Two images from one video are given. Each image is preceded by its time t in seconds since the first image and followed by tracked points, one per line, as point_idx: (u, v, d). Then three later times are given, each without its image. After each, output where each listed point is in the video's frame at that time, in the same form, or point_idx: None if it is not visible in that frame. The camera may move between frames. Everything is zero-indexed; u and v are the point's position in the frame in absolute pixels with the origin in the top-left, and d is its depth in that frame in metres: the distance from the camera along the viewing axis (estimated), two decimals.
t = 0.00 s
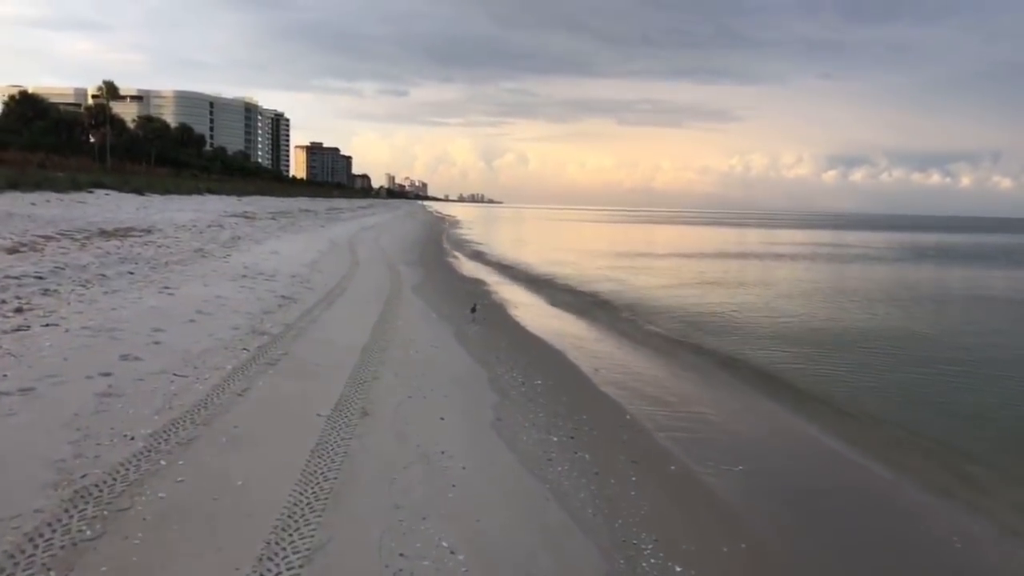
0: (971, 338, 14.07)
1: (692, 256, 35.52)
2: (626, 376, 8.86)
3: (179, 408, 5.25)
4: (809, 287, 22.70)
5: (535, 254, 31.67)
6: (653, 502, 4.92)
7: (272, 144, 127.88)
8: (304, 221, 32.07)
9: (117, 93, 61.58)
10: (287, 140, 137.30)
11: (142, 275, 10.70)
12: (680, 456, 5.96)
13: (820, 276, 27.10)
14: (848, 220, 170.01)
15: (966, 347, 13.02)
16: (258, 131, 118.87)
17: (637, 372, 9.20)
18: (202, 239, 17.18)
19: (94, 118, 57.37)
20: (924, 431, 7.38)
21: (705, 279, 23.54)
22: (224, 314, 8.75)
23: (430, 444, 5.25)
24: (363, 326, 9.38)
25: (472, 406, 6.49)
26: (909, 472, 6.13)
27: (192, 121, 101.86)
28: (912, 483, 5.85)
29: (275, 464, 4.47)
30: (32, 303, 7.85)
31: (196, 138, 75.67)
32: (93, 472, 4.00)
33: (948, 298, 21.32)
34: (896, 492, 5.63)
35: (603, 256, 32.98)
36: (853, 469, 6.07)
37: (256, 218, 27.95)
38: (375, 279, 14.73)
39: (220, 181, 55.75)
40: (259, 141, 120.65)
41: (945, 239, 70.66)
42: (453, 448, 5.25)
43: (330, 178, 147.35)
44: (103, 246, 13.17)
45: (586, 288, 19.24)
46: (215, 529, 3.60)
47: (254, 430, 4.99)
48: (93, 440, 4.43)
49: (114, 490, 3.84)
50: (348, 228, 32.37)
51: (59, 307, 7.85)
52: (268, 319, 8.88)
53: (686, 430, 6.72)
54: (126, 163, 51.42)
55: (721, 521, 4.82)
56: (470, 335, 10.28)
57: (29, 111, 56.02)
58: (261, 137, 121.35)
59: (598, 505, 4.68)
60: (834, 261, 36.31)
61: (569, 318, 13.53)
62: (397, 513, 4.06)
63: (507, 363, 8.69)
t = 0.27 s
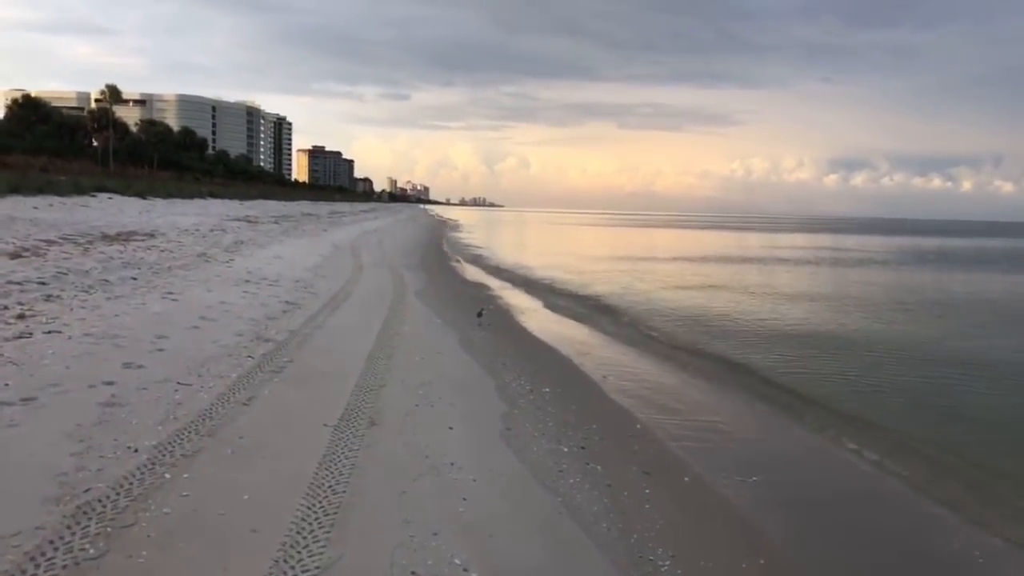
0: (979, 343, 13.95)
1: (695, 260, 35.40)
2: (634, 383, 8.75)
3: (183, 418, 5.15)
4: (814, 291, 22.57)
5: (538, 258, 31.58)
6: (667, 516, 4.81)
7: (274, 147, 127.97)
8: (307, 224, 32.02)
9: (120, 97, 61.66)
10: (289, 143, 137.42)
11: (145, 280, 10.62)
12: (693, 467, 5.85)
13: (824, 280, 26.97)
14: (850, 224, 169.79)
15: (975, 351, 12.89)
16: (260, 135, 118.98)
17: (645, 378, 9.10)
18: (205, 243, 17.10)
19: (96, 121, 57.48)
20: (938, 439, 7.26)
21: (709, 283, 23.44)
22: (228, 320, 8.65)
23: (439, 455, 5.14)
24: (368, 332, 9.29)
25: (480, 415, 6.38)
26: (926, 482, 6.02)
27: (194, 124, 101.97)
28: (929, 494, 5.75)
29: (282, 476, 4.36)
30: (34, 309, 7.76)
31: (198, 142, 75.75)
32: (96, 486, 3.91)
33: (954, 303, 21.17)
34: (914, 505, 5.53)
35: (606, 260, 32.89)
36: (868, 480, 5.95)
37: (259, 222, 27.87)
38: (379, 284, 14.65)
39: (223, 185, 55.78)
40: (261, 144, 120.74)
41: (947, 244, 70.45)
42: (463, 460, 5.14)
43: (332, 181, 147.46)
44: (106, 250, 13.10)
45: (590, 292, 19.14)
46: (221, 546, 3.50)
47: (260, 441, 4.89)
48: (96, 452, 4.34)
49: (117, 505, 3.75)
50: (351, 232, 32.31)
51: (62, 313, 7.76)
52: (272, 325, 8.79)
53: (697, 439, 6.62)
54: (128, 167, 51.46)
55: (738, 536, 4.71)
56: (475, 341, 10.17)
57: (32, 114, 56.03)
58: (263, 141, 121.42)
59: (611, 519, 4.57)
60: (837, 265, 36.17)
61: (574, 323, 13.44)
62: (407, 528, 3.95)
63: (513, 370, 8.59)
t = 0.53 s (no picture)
0: (984, 346, 13.87)
1: (695, 263, 35.30)
2: (639, 388, 8.67)
3: (185, 427, 5.07)
4: (815, 294, 22.48)
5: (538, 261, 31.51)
6: (677, 526, 4.75)
7: (273, 151, 128.02)
8: (307, 228, 31.98)
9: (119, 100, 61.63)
10: (289, 147, 137.48)
11: (145, 286, 10.55)
12: (702, 475, 5.78)
13: (825, 283, 26.90)
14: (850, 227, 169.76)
15: (980, 354, 12.81)
16: (259, 139, 119.01)
17: (649, 382, 9.04)
18: (205, 247, 17.03)
19: (94, 125, 57.45)
20: (947, 443, 7.18)
21: (710, 286, 23.39)
22: (229, 326, 8.58)
23: (445, 464, 5.07)
24: (370, 338, 9.22)
25: (485, 422, 6.32)
26: (937, 488, 5.94)
27: (194, 128, 101.95)
28: (939, 501, 5.69)
29: (286, 487, 4.29)
30: (33, 316, 7.68)
31: (197, 146, 75.73)
32: (96, 499, 3.84)
33: (957, 306, 21.07)
34: (926, 512, 5.46)
35: (606, 262, 32.84)
36: (879, 487, 5.87)
37: (258, 226, 27.77)
38: (379, 288, 14.59)
39: (222, 188, 55.73)
40: (260, 148, 120.72)
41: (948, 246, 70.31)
42: (469, 469, 5.07)
43: (331, 185, 147.58)
44: (106, 255, 13.03)
45: (592, 295, 19.08)
46: (224, 560, 3.43)
47: (263, 451, 4.82)
48: (96, 463, 4.27)
49: (119, 519, 3.68)
50: (351, 235, 32.24)
51: (61, 319, 7.70)
52: (273, 331, 8.73)
53: (704, 445, 6.56)
54: (127, 170, 51.42)
55: (749, 547, 4.64)
56: (478, 346, 10.10)
57: (31, 118, 55.95)
58: (262, 144, 121.37)
59: (621, 531, 4.49)
60: (838, 268, 36.07)
61: (576, 326, 13.38)
62: (414, 540, 3.88)
63: (517, 376, 8.53)
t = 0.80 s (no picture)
0: (988, 353, 13.79)
1: (696, 271, 35.22)
2: (643, 397, 8.59)
3: (185, 439, 5.01)
4: (817, 302, 22.40)
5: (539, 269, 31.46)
6: (684, 539, 4.67)
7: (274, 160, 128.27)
8: (308, 237, 31.97)
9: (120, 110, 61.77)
10: (290, 156, 137.76)
11: (145, 295, 10.51)
12: (708, 486, 5.70)
13: (827, 290, 26.82)
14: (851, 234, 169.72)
15: (985, 361, 12.73)
16: (261, 148, 119.25)
17: (653, 391, 8.97)
18: (206, 256, 16.98)
19: (96, 134, 57.59)
20: (956, 452, 7.10)
21: (712, 294, 23.32)
22: (230, 336, 8.53)
23: (448, 477, 5.00)
24: (372, 347, 9.16)
25: (489, 433, 6.25)
26: (947, 497, 5.86)
27: (195, 137, 102.18)
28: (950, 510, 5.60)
29: (288, 501, 4.23)
30: (33, 326, 7.63)
31: (199, 155, 75.87)
32: (95, 514, 3.78)
33: (960, 313, 20.99)
34: (936, 521, 5.38)
35: (607, 270, 32.78)
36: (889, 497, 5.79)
37: (259, 235, 27.76)
38: (381, 297, 14.53)
39: (223, 197, 55.80)
40: (262, 157, 120.95)
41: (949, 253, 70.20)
42: (473, 481, 5.01)
43: (332, 193, 147.77)
44: (106, 265, 12.99)
45: (594, 303, 19.02)
46: None
47: (264, 464, 4.75)
48: (95, 477, 4.21)
49: (117, 534, 3.62)
50: (352, 244, 32.22)
51: (61, 329, 7.65)
52: (274, 341, 8.67)
53: (710, 455, 6.49)
54: (128, 180, 51.50)
55: (758, 560, 4.55)
56: (480, 355, 10.02)
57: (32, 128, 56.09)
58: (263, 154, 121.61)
59: (628, 544, 4.42)
60: (840, 275, 35.99)
61: (579, 335, 13.31)
62: (417, 554, 3.81)
63: (520, 385, 8.46)
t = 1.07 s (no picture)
0: (990, 353, 13.79)
1: (697, 272, 35.22)
2: (645, 398, 8.56)
3: (185, 442, 4.98)
4: (818, 302, 22.39)
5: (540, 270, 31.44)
6: (687, 542, 4.64)
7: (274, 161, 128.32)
8: (308, 238, 31.97)
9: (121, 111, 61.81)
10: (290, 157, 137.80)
11: (145, 297, 10.48)
12: (712, 489, 5.67)
13: (827, 291, 26.82)
14: (850, 235, 169.84)
15: (986, 361, 12.73)
16: (261, 149, 119.32)
17: (654, 391, 8.95)
18: (206, 258, 16.96)
19: (97, 136, 57.63)
20: (959, 452, 7.07)
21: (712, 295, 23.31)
22: (230, 338, 8.51)
23: (450, 480, 4.97)
24: (372, 349, 9.13)
25: (490, 436, 6.22)
26: (951, 498, 5.83)
27: (195, 139, 102.22)
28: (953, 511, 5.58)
29: (289, 504, 4.20)
30: (33, 328, 7.61)
31: (199, 156, 75.92)
32: (95, 518, 3.75)
33: (960, 314, 20.98)
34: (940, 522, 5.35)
35: (608, 272, 32.76)
36: (892, 498, 5.77)
37: (259, 236, 27.76)
38: (381, 299, 14.51)
39: (223, 199, 55.82)
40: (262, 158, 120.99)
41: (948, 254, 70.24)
42: (475, 484, 4.98)
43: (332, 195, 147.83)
44: (106, 267, 12.97)
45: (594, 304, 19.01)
46: None
47: (265, 467, 4.73)
48: (94, 481, 4.18)
49: (117, 539, 3.59)
50: (352, 245, 32.22)
51: (61, 332, 7.62)
52: (274, 343, 8.64)
53: (712, 457, 6.46)
54: (129, 181, 51.53)
55: (762, 564, 4.52)
56: (481, 357, 10.00)
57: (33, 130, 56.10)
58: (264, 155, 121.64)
59: (631, 548, 4.39)
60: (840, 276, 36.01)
61: (579, 335, 13.29)
62: (419, 559, 3.78)
63: (521, 387, 8.43)
